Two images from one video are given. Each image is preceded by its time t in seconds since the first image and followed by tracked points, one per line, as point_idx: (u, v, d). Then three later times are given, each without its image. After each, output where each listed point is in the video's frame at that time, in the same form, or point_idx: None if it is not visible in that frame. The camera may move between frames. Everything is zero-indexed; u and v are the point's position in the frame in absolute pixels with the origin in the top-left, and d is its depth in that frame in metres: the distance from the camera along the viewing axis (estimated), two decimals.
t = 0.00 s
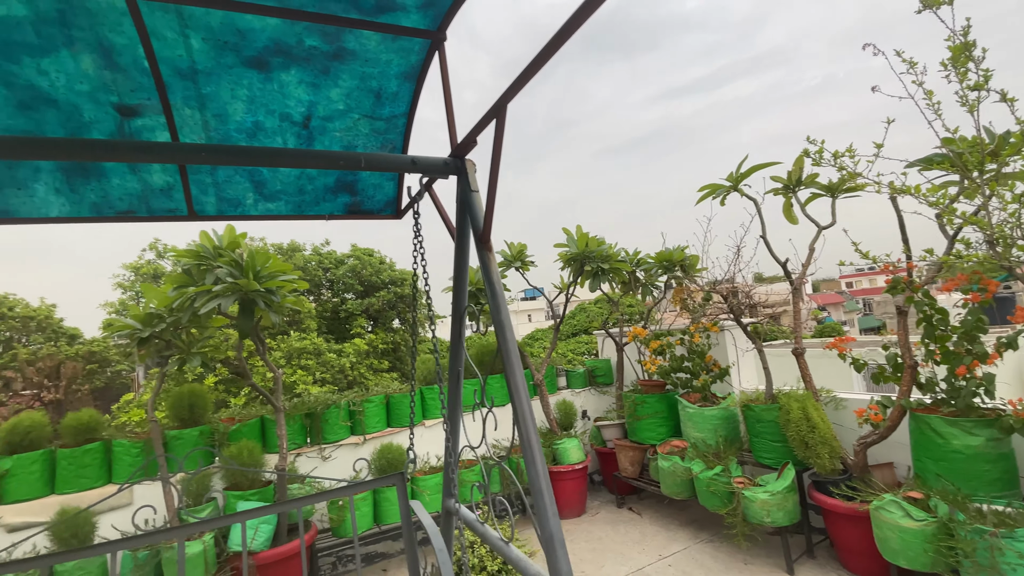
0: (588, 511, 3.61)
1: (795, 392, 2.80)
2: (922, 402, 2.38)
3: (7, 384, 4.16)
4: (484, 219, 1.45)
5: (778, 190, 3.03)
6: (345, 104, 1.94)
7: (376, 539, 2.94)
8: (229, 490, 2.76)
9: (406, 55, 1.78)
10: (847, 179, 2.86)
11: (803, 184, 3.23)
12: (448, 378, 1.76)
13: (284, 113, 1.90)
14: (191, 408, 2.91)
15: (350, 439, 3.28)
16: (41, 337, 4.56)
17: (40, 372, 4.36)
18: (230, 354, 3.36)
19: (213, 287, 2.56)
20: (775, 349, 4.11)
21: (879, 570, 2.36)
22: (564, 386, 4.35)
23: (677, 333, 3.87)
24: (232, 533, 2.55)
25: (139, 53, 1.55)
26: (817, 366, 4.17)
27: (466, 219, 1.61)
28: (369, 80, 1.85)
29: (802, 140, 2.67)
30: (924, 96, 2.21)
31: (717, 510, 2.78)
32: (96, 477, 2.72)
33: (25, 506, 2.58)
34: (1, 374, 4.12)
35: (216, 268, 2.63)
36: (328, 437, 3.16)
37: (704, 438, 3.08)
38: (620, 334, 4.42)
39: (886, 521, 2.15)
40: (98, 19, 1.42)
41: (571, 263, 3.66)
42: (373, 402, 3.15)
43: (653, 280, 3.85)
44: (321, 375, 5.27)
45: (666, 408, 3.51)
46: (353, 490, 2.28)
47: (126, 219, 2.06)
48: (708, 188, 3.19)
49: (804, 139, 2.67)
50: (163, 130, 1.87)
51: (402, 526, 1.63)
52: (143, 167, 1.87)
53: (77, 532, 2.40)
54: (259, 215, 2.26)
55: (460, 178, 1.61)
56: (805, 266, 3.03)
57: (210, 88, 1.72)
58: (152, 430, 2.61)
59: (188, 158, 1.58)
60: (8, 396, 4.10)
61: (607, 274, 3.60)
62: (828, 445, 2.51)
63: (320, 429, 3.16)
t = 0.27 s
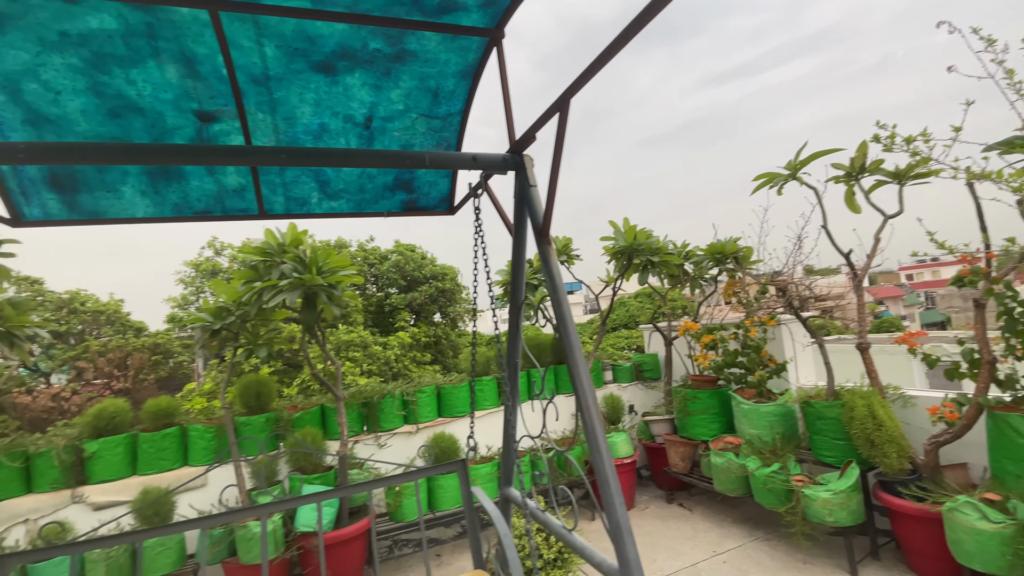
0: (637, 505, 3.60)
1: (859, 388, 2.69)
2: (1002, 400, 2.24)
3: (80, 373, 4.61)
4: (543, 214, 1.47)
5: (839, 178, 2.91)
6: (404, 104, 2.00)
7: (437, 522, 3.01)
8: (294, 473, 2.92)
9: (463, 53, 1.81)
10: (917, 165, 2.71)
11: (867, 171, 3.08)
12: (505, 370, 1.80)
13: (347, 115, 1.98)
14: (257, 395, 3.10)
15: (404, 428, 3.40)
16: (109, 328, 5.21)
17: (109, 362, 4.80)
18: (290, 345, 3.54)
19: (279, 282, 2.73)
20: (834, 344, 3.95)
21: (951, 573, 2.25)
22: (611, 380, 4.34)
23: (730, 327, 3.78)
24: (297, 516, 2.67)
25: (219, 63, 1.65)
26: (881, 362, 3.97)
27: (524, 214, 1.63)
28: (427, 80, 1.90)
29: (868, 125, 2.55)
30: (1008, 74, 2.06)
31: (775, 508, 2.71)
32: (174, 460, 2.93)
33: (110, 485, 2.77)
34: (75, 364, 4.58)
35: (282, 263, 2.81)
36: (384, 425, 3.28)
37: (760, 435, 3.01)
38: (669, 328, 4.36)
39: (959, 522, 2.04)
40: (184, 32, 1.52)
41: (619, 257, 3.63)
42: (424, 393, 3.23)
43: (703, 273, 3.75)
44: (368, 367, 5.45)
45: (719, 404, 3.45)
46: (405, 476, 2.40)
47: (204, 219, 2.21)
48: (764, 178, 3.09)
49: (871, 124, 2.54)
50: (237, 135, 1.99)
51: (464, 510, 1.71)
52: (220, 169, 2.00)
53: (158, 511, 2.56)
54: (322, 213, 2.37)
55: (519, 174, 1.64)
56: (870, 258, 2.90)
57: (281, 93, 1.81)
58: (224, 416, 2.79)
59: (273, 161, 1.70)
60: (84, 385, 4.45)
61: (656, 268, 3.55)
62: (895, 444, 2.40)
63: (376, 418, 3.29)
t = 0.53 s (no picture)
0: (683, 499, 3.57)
1: (923, 382, 2.57)
2: None
3: (139, 364, 4.91)
4: (599, 204, 1.47)
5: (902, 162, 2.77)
6: (455, 99, 2.03)
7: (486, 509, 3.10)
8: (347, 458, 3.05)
9: (514, 45, 1.83)
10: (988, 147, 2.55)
11: (931, 155, 2.92)
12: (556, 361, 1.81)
13: (400, 111, 2.03)
14: (312, 384, 3.32)
15: (449, 417, 3.48)
16: (164, 322, 5.66)
17: (166, 353, 5.10)
18: (340, 337, 3.67)
19: (333, 276, 2.88)
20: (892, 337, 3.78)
21: None
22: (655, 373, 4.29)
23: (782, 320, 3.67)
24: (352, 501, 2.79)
25: (281, 63, 1.72)
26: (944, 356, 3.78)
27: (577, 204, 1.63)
28: (478, 74, 1.93)
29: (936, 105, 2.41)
30: None
31: (830, 504, 2.63)
32: (236, 445, 3.09)
33: (177, 469, 2.94)
34: (134, 355, 4.89)
35: (335, 258, 2.97)
36: (431, 414, 3.37)
37: (814, 430, 2.93)
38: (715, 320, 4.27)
39: None
40: (251, 35, 1.58)
41: (664, 248, 3.57)
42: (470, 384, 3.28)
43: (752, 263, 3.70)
44: (406, 359, 5.58)
45: (769, 398, 3.38)
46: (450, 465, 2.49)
47: (265, 215, 2.32)
48: (819, 164, 2.98)
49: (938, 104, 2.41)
50: (297, 133, 2.07)
51: (519, 497, 1.75)
52: (280, 167, 2.09)
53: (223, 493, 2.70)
54: (375, 208, 2.46)
55: (572, 164, 1.64)
56: (935, 246, 2.76)
57: (338, 91, 1.88)
58: (282, 404, 2.94)
59: (337, 158, 1.79)
60: (143, 373, 4.71)
61: (704, 258, 3.48)
62: (963, 440, 2.28)
63: (422, 407, 3.38)
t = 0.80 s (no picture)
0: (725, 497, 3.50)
1: (987, 380, 2.43)
2: None
3: (190, 356, 5.18)
4: (645, 197, 1.45)
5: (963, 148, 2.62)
6: (495, 95, 2.04)
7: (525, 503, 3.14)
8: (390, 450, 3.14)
9: (556, 39, 1.82)
10: None
11: (995, 139, 2.74)
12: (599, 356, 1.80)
13: (442, 109, 2.06)
14: (356, 376, 3.43)
15: (488, 411, 3.52)
16: (213, 317, 5.95)
17: (214, 346, 5.36)
18: (380, 331, 3.77)
19: (377, 272, 2.98)
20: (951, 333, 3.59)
21: None
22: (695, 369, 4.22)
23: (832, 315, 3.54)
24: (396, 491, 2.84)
25: (329, 66, 1.77)
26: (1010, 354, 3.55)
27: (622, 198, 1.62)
28: (519, 69, 1.93)
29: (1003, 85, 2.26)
30: None
31: (883, 506, 2.54)
32: (287, 434, 3.22)
33: (232, 457, 3.09)
34: (185, 348, 5.17)
35: (378, 254, 3.05)
36: (470, 407, 3.42)
37: (866, 429, 2.82)
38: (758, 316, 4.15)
39: None
40: (301, 39, 1.63)
41: (706, 241, 3.49)
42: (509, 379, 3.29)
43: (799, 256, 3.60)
44: (439, 353, 5.68)
45: (817, 395, 3.28)
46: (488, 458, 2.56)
47: (313, 214, 2.40)
48: (872, 151, 2.84)
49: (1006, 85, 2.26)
50: (343, 134, 2.13)
51: (562, 491, 1.76)
52: (328, 167, 2.15)
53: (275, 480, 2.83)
54: (417, 206, 2.51)
55: (616, 158, 1.62)
56: (1000, 236, 2.59)
57: (383, 91, 1.92)
58: (328, 396, 3.04)
59: (388, 157, 1.83)
60: (194, 365, 4.96)
61: (748, 251, 3.39)
62: None
63: (462, 401, 3.43)
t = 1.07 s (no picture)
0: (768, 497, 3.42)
1: None
2: None
3: (236, 350, 5.42)
4: (690, 188, 1.43)
5: None
6: (534, 89, 2.04)
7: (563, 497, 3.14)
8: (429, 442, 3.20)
9: (596, 30, 1.80)
10: None
11: None
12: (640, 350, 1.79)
13: (481, 105, 2.07)
14: (396, 369, 3.51)
15: (524, 405, 3.53)
16: (256, 312, 6.20)
17: (258, 340, 5.59)
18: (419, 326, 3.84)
19: (416, 268, 3.05)
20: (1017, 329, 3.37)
21: None
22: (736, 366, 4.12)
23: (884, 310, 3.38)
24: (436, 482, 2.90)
25: (373, 65, 1.81)
26: None
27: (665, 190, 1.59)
28: (558, 63, 1.92)
29: None
30: None
31: (940, 509, 2.43)
32: (331, 425, 3.33)
33: (279, 446, 3.22)
34: (232, 342, 5.41)
35: (417, 250, 3.12)
36: (506, 401, 3.44)
37: (921, 429, 2.68)
38: (803, 311, 4.02)
39: None
40: (346, 40, 1.67)
41: (748, 234, 3.40)
42: (546, 374, 3.31)
43: (848, 248, 3.45)
44: (473, 348, 5.74)
45: (867, 394, 3.14)
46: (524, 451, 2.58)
47: (356, 212, 2.46)
48: (928, 137, 2.69)
49: None
50: (385, 132, 2.18)
51: (604, 486, 1.76)
52: (371, 166, 2.21)
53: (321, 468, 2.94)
54: (455, 201, 2.53)
55: (660, 149, 1.60)
56: None
57: (424, 89, 1.95)
58: (370, 388, 3.12)
59: (432, 154, 1.86)
60: (240, 359, 5.20)
61: (794, 244, 3.28)
62: None
63: (498, 394, 3.47)
